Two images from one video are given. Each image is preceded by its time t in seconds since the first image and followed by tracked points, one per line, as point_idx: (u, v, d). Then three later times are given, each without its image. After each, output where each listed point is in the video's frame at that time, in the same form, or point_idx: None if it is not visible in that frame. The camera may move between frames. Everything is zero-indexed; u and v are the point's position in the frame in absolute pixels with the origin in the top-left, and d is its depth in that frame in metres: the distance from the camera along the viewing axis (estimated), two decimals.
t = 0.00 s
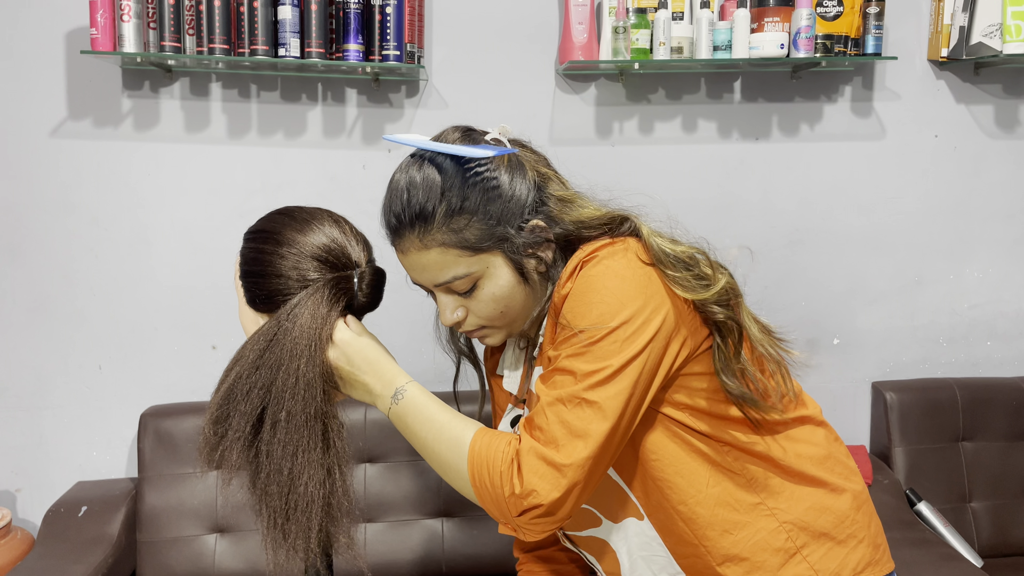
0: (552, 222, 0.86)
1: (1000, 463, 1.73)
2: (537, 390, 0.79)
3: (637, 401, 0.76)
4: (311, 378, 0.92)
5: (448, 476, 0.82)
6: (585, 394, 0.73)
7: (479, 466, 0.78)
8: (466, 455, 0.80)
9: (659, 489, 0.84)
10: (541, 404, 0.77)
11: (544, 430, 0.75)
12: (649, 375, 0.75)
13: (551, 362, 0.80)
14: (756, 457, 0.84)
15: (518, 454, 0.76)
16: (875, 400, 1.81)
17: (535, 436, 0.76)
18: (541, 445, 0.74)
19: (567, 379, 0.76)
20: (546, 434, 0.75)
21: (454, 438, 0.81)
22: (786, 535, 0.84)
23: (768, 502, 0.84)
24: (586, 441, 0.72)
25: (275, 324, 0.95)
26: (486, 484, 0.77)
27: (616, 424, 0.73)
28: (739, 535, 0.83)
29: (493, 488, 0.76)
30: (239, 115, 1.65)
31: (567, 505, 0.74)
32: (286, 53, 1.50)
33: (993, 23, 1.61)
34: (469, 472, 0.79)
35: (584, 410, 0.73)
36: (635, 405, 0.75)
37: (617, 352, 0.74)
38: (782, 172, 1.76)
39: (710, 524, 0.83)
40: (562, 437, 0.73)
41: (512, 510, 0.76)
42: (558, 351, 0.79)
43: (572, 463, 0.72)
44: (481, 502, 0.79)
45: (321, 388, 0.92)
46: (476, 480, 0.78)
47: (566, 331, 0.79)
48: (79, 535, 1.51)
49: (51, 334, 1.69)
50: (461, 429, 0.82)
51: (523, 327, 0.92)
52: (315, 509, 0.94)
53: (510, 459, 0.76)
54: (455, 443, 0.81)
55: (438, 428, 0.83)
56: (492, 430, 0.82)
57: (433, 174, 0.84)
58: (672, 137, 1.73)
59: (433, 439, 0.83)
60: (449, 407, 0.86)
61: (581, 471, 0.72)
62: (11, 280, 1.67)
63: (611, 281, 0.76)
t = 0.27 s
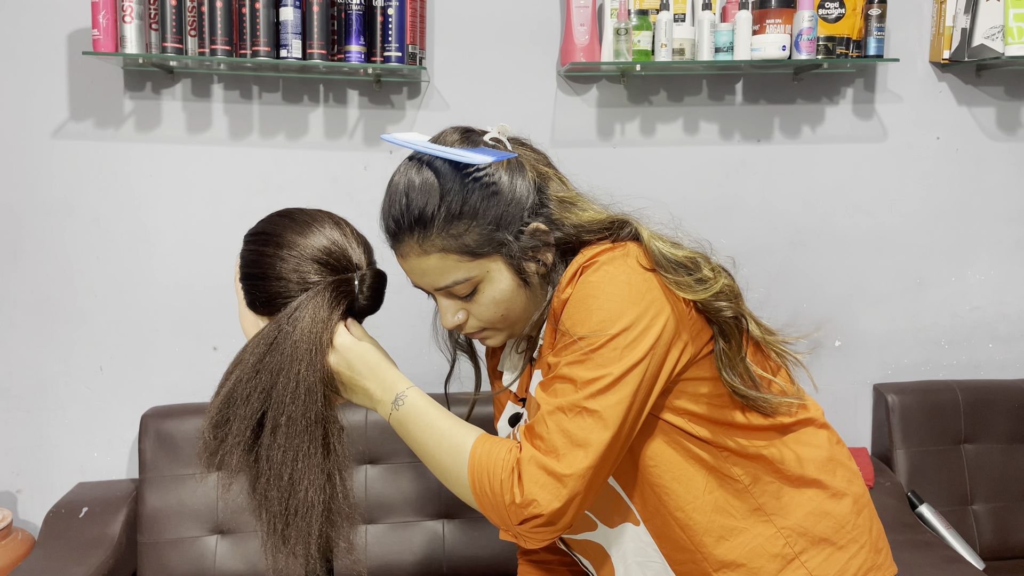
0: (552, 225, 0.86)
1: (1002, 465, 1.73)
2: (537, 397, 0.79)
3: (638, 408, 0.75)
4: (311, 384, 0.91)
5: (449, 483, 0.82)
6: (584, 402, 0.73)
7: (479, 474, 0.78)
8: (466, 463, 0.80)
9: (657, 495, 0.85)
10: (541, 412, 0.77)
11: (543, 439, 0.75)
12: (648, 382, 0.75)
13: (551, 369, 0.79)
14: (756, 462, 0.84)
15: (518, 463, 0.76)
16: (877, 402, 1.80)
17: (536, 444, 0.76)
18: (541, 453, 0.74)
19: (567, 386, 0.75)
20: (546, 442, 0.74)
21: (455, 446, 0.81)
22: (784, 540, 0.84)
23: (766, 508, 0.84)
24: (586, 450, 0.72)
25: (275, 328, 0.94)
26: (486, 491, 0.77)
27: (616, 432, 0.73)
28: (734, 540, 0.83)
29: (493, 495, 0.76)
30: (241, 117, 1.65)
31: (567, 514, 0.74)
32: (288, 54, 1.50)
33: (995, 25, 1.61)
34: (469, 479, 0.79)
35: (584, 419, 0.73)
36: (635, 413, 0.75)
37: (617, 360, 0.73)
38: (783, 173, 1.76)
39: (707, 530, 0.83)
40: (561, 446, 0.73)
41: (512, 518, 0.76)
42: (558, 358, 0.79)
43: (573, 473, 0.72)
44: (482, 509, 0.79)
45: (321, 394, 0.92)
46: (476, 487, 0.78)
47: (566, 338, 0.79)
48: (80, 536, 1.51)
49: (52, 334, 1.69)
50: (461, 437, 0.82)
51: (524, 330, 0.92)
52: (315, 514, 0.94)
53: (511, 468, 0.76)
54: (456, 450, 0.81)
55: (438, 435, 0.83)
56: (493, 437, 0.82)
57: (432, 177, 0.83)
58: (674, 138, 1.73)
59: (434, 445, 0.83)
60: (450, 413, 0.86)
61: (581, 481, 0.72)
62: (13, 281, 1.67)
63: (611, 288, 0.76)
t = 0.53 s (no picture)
0: (550, 220, 0.86)
1: (1003, 466, 1.73)
2: (533, 395, 0.79)
3: (634, 405, 0.75)
4: (312, 380, 0.91)
5: (446, 480, 0.82)
6: (580, 400, 0.73)
7: (475, 472, 0.78)
8: (462, 461, 0.80)
9: (655, 491, 0.84)
10: (537, 410, 0.77)
11: (539, 437, 0.75)
12: (645, 379, 0.75)
13: (548, 367, 0.79)
14: (753, 458, 0.84)
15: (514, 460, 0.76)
16: (878, 404, 1.80)
17: (532, 442, 0.76)
18: (537, 451, 0.74)
19: (563, 384, 0.75)
20: (542, 440, 0.74)
21: (452, 444, 0.81)
22: (784, 536, 0.83)
23: (765, 504, 0.83)
24: (582, 448, 0.72)
25: (276, 325, 0.95)
26: (482, 489, 0.77)
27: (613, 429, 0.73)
28: (736, 537, 0.83)
29: (489, 493, 0.76)
30: (241, 117, 1.65)
31: (565, 511, 0.74)
32: (289, 55, 1.50)
33: (997, 26, 1.60)
34: (466, 477, 0.79)
35: (579, 417, 0.73)
36: (631, 409, 0.75)
37: (613, 357, 0.73)
38: (784, 175, 1.76)
39: (706, 527, 0.83)
40: (557, 444, 0.73)
41: (509, 516, 0.76)
42: (554, 356, 0.79)
43: (568, 471, 0.72)
44: (478, 507, 0.79)
45: (321, 390, 0.92)
46: (472, 484, 0.78)
47: (562, 336, 0.79)
48: (80, 537, 1.50)
49: (52, 335, 1.69)
50: (458, 435, 0.82)
51: (521, 326, 0.92)
52: (315, 511, 0.94)
53: (506, 464, 0.76)
54: (452, 449, 0.81)
55: (436, 432, 0.83)
56: (491, 434, 0.82)
57: (430, 173, 0.83)
58: (675, 139, 1.73)
59: (430, 442, 0.83)
60: (448, 412, 0.86)
61: (576, 478, 0.72)
62: (14, 281, 1.67)
63: (607, 285, 0.76)
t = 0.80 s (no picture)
0: (545, 225, 0.86)
1: (1007, 468, 1.72)
2: (524, 400, 0.79)
3: (625, 410, 0.75)
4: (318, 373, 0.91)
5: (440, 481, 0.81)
6: (570, 405, 0.72)
7: (467, 474, 0.78)
8: (455, 461, 0.80)
9: (647, 496, 0.84)
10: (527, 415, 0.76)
11: (529, 442, 0.74)
12: (636, 384, 0.75)
13: (539, 372, 0.79)
14: (746, 460, 0.84)
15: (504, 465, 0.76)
16: (881, 405, 1.80)
17: (522, 446, 0.76)
18: (526, 456, 0.74)
19: (553, 389, 0.75)
20: (531, 445, 0.74)
21: (446, 444, 0.81)
22: (779, 539, 0.83)
23: (760, 507, 0.83)
24: (571, 453, 0.71)
25: (282, 322, 0.94)
26: (473, 491, 0.77)
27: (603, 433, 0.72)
28: (730, 540, 0.83)
29: (479, 498, 0.76)
30: (244, 118, 1.65)
31: (556, 516, 0.74)
32: (291, 56, 1.50)
33: (1000, 27, 1.60)
34: (458, 478, 0.79)
35: (569, 422, 0.72)
36: (622, 414, 0.74)
37: (603, 362, 0.73)
38: (787, 175, 1.76)
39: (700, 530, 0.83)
40: (546, 449, 0.73)
41: (499, 521, 0.76)
42: (545, 361, 0.78)
43: (556, 476, 0.71)
44: (468, 506, 0.78)
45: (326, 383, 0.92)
46: (465, 486, 0.78)
47: (553, 341, 0.78)
48: (82, 538, 1.50)
49: (55, 336, 1.69)
50: (452, 435, 0.81)
51: (517, 328, 0.92)
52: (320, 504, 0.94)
53: (497, 468, 0.76)
54: (446, 448, 0.81)
55: (433, 431, 0.83)
56: (484, 435, 0.81)
57: (424, 178, 0.83)
58: (677, 140, 1.73)
59: (425, 441, 0.83)
60: (443, 410, 0.85)
61: (565, 484, 0.71)
62: (16, 282, 1.67)
63: (598, 291, 0.76)
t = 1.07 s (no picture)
0: (551, 225, 0.86)
1: (1010, 467, 1.72)
2: (535, 402, 0.79)
3: (637, 411, 0.75)
4: (315, 384, 0.91)
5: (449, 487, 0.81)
6: (582, 407, 0.72)
7: (478, 480, 0.77)
8: (464, 467, 0.79)
9: (658, 496, 0.84)
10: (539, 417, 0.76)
11: (541, 444, 0.74)
12: (648, 384, 0.75)
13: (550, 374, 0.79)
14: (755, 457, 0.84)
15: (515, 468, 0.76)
16: (884, 404, 1.79)
17: (534, 449, 0.75)
18: (539, 459, 0.74)
19: (565, 391, 0.75)
20: (543, 448, 0.74)
21: (455, 450, 0.81)
22: (792, 537, 0.83)
23: (772, 506, 0.83)
24: (584, 454, 0.71)
25: (278, 328, 0.94)
26: (485, 497, 0.77)
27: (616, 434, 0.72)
28: (743, 539, 0.82)
29: (492, 501, 0.76)
30: (246, 117, 1.65)
31: (569, 518, 0.73)
32: (293, 55, 1.50)
33: (1003, 25, 1.60)
34: (468, 484, 0.78)
35: (582, 424, 0.72)
36: (634, 415, 0.74)
37: (614, 363, 0.73)
38: (790, 174, 1.76)
39: (713, 530, 0.83)
40: (559, 451, 0.72)
41: (512, 524, 0.75)
42: (555, 363, 0.78)
43: (571, 479, 0.71)
44: (481, 513, 0.78)
45: (323, 394, 0.92)
46: (474, 493, 0.78)
47: (563, 342, 0.78)
48: (85, 537, 1.50)
49: (58, 335, 1.69)
50: (460, 441, 0.81)
51: (521, 330, 0.92)
52: (317, 514, 0.94)
53: (510, 473, 0.75)
54: (455, 455, 0.80)
55: (439, 437, 0.82)
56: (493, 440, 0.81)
57: (430, 179, 0.82)
58: (680, 138, 1.72)
59: (431, 448, 0.82)
60: (450, 417, 0.85)
61: (580, 486, 0.71)
62: (19, 281, 1.67)
63: (608, 291, 0.76)
